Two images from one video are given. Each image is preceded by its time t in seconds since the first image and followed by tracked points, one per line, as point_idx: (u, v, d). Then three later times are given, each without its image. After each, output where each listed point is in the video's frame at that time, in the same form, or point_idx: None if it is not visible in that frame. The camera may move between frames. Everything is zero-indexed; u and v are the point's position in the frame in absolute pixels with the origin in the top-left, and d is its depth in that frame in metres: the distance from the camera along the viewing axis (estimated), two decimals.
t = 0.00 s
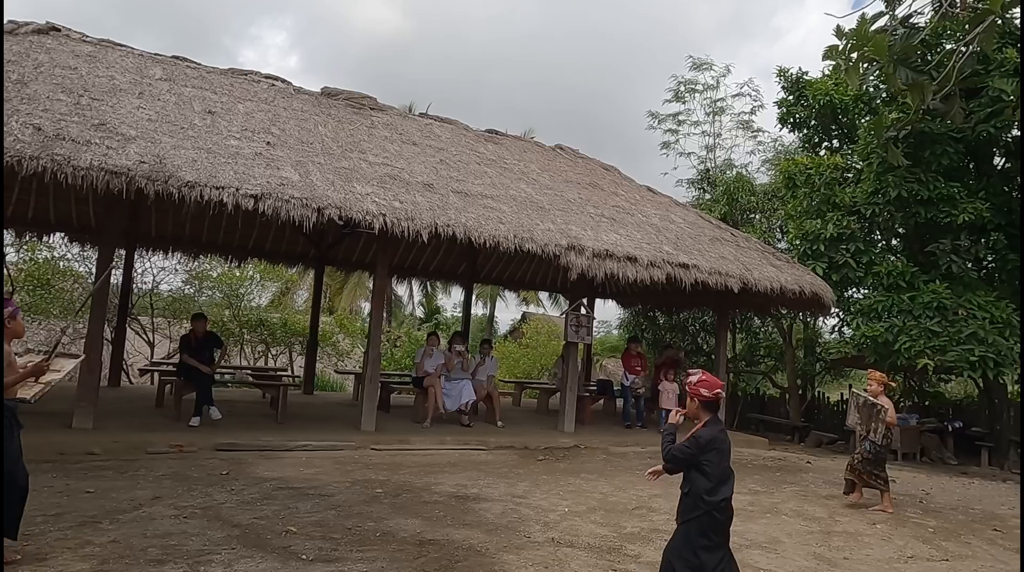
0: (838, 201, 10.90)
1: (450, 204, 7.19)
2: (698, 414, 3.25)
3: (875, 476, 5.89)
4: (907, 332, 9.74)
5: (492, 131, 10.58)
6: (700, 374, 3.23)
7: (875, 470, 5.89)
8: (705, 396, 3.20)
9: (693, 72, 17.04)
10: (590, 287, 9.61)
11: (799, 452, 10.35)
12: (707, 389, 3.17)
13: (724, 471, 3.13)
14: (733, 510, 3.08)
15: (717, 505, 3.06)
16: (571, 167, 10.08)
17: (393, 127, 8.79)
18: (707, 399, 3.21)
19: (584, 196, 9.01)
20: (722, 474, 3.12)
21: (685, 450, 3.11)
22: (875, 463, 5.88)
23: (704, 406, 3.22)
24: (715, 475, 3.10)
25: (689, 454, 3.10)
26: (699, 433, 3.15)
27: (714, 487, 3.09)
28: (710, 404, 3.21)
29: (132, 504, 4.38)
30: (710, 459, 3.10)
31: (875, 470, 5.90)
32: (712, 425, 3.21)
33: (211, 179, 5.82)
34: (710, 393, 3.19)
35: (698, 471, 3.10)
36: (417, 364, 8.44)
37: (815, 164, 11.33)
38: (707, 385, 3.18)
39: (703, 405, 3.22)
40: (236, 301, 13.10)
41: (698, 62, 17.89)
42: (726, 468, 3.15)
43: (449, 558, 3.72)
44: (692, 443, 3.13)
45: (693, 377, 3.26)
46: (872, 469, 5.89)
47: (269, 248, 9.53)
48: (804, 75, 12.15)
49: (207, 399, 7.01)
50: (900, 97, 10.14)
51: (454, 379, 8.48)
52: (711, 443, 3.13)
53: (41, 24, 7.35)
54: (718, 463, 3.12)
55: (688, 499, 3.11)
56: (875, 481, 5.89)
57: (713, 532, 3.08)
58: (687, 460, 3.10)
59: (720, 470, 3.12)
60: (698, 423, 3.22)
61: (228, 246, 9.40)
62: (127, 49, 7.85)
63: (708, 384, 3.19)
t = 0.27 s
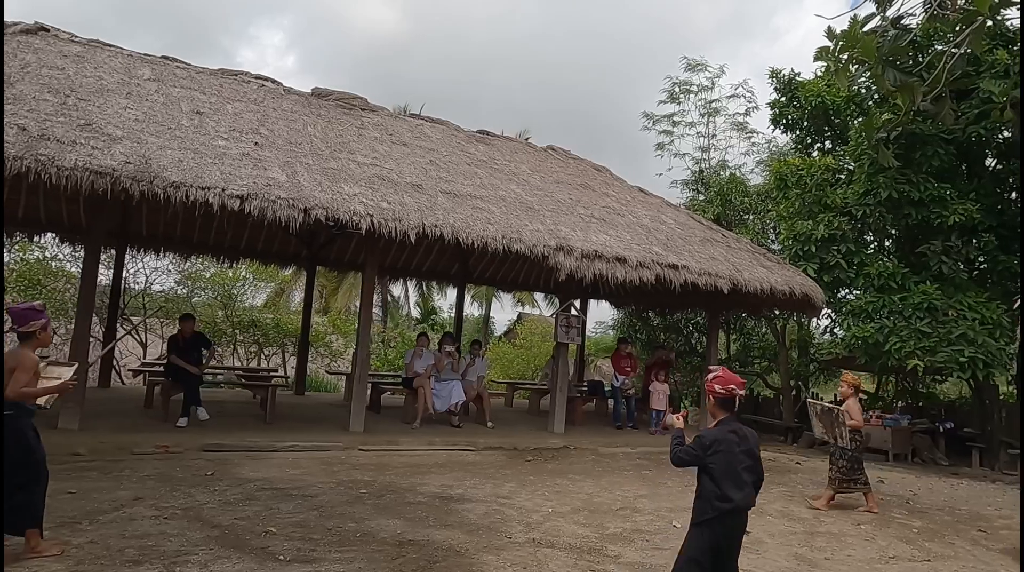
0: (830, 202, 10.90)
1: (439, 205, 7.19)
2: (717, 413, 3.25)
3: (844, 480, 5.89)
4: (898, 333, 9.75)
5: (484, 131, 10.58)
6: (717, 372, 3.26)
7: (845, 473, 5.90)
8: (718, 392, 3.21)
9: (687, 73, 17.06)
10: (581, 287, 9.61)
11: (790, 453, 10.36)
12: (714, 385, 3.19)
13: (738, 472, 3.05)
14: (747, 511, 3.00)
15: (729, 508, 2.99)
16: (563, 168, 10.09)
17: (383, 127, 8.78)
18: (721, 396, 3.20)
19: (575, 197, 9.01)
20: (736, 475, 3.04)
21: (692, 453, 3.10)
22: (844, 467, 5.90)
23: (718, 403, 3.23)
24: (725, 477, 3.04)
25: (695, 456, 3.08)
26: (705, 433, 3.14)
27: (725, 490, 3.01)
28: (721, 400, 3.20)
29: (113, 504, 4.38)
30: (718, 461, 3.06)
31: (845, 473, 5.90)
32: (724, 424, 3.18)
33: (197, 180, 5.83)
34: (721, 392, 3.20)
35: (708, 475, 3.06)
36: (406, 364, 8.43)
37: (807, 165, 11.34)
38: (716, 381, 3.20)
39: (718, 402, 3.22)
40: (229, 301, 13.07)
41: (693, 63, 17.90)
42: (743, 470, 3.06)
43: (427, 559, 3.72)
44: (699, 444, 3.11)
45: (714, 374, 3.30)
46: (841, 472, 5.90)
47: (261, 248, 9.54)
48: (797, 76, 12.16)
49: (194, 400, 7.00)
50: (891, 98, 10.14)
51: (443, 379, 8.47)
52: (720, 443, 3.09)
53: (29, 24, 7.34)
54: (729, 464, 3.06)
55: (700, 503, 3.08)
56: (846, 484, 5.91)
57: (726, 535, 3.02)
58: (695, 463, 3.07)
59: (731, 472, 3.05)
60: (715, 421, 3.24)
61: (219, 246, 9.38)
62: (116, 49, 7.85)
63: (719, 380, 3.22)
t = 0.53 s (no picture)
0: (823, 202, 10.92)
1: (429, 206, 7.21)
2: (728, 426, 3.05)
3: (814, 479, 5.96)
4: (891, 333, 9.77)
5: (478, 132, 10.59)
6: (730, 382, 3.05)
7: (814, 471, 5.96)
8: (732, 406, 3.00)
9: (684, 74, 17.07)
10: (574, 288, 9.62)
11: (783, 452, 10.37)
12: (729, 398, 2.98)
13: (750, 493, 2.83)
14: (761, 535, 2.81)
15: (740, 535, 2.80)
16: (556, 169, 10.10)
17: (376, 128, 8.79)
18: (733, 409, 3.00)
19: (567, 198, 9.03)
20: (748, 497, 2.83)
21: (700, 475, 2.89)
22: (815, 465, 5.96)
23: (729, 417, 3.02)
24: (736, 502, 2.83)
25: (702, 480, 2.87)
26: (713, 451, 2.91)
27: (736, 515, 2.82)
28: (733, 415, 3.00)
29: (99, 503, 4.41)
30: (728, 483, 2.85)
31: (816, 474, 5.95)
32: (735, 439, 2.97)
33: (186, 181, 5.86)
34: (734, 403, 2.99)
35: (717, 498, 2.87)
36: (399, 364, 8.44)
37: (801, 166, 11.36)
38: (732, 394, 2.99)
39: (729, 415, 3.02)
40: (225, 301, 13.08)
41: (689, 64, 17.91)
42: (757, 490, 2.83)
43: (408, 557, 3.74)
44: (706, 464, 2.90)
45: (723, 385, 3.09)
46: (817, 471, 5.93)
47: (255, 249, 9.57)
48: (791, 77, 12.16)
49: (185, 400, 7.03)
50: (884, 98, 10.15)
51: (436, 379, 8.48)
52: (730, 461, 2.87)
53: (22, 26, 7.38)
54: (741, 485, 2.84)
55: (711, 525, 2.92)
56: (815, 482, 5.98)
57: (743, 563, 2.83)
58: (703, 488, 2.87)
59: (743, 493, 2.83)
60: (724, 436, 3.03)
61: (213, 247, 9.39)
62: (109, 50, 7.88)
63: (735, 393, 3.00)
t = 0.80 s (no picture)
0: (819, 202, 10.93)
1: (423, 206, 7.23)
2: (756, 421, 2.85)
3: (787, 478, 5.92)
4: (886, 333, 9.78)
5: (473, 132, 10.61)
6: (752, 378, 2.87)
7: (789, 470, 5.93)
8: (763, 401, 2.83)
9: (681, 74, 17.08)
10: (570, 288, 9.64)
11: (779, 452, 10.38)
12: (761, 394, 2.82)
13: (784, 493, 2.71)
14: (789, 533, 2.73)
15: (772, 537, 2.69)
16: (552, 169, 10.12)
17: (371, 128, 8.81)
18: (764, 405, 2.83)
19: (562, 198, 9.05)
20: (783, 498, 2.71)
21: (736, 479, 2.69)
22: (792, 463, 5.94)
23: (760, 413, 2.85)
24: (770, 503, 2.70)
25: (742, 486, 2.67)
26: (748, 451, 2.72)
27: (771, 517, 2.69)
28: (767, 410, 2.83)
29: (89, 502, 4.44)
30: (765, 485, 2.70)
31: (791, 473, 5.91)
32: (769, 434, 2.81)
33: (179, 181, 5.89)
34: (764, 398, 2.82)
35: (750, 501, 2.70)
36: (394, 364, 8.46)
37: (797, 166, 11.37)
38: (762, 389, 2.82)
39: (759, 412, 2.84)
40: (224, 302, 13.10)
41: (687, 64, 17.92)
42: (790, 490, 2.72)
43: (394, 555, 3.77)
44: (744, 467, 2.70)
45: (743, 381, 2.90)
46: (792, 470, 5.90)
47: (252, 249, 9.61)
48: (787, 77, 12.16)
49: (180, 399, 7.06)
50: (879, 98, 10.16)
51: (431, 379, 8.50)
52: (767, 461, 2.71)
53: (17, 27, 7.41)
54: (776, 486, 2.71)
55: (734, 527, 2.76)
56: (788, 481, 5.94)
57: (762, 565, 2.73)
58: (741, 493, 2.67)
59: (779, 494, 2.71)
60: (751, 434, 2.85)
61: (210, 247, 9.42)
62: (104, 52, 7.91)
63: (764, 387, 2.84)
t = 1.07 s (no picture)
0: (817, 200, 10.92)
1: (420, 204, 7.24)
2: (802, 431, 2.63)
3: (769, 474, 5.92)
4: (884, 331, 9.79)
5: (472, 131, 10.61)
6: (800, 386, 2.62)
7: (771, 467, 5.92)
8: (813, 411, 2.61)
9: (681, 73, 17.08)
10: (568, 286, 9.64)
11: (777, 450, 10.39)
12: (817, 402, 2.58)
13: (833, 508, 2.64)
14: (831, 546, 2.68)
15: (826, 555, 2.59)
16: (550, 167, 10.13)
17: (368, 127, 8.83)
18: (815, 415, 2.61)
19: (559, 196, 9.05)
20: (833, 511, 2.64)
21: (803, 498, 2.53)
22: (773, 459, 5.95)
23: (811, 425, 2.61)
24: (826, 519, 2.60)
25: (809, 504, 2.53)
26: (810, 466, 2.57)
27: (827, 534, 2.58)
28: (817, 421, 2.62)
29: (85, 499, 4.46)
30: (825, 500, 2.59)
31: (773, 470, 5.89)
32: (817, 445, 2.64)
33: (175, 180, 5.91)
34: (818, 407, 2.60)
35: (811, 519, 2.56)
36: (392, 362, 8.47)
37: (795, 164, 11.37)
38: (815, 397, 2.59)
39: (810, 424, 2.61)
40: (224, 300, 13.14)
41: (687, 63, 17.92)
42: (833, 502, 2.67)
43: (387, 551, 3.78)
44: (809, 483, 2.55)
45: (790, 391, 2.63)
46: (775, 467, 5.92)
47: (251, 248, 9.63)
48: (787, 75, 12.15)
49: (177, 397, 7.09)
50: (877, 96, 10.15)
51: (428, 377, 8.52)
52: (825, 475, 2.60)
53: (16, 27, 7.44)
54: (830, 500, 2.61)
55: (788, 549, 2.58)
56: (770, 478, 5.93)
57: None
58: (807, 512, 2.52)
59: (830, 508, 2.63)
60: (798, 447, 2.63)
61: (210, 246, 9.45)
62: (103, 51, 7.94)
63: (816, 396, 2.61)
